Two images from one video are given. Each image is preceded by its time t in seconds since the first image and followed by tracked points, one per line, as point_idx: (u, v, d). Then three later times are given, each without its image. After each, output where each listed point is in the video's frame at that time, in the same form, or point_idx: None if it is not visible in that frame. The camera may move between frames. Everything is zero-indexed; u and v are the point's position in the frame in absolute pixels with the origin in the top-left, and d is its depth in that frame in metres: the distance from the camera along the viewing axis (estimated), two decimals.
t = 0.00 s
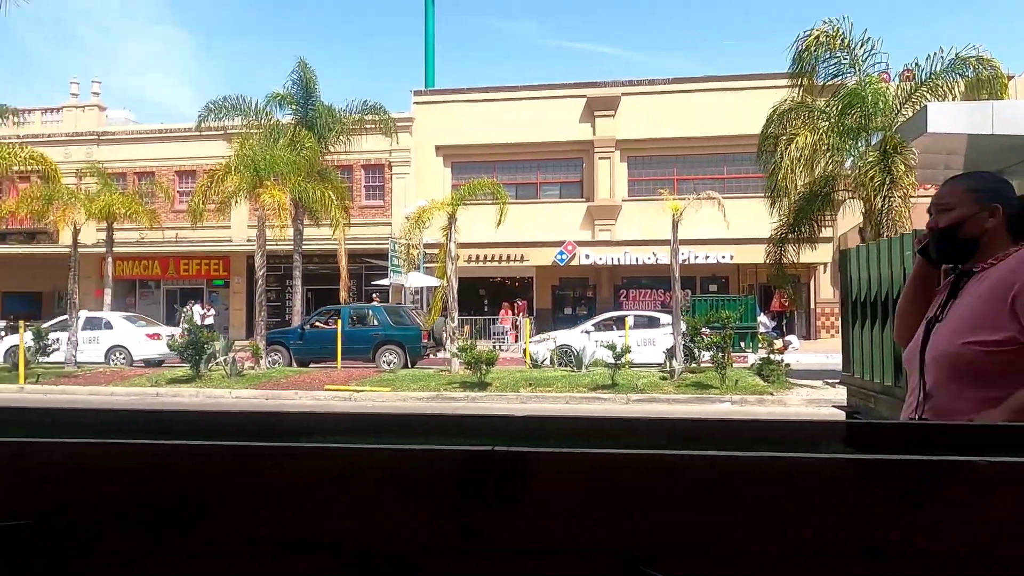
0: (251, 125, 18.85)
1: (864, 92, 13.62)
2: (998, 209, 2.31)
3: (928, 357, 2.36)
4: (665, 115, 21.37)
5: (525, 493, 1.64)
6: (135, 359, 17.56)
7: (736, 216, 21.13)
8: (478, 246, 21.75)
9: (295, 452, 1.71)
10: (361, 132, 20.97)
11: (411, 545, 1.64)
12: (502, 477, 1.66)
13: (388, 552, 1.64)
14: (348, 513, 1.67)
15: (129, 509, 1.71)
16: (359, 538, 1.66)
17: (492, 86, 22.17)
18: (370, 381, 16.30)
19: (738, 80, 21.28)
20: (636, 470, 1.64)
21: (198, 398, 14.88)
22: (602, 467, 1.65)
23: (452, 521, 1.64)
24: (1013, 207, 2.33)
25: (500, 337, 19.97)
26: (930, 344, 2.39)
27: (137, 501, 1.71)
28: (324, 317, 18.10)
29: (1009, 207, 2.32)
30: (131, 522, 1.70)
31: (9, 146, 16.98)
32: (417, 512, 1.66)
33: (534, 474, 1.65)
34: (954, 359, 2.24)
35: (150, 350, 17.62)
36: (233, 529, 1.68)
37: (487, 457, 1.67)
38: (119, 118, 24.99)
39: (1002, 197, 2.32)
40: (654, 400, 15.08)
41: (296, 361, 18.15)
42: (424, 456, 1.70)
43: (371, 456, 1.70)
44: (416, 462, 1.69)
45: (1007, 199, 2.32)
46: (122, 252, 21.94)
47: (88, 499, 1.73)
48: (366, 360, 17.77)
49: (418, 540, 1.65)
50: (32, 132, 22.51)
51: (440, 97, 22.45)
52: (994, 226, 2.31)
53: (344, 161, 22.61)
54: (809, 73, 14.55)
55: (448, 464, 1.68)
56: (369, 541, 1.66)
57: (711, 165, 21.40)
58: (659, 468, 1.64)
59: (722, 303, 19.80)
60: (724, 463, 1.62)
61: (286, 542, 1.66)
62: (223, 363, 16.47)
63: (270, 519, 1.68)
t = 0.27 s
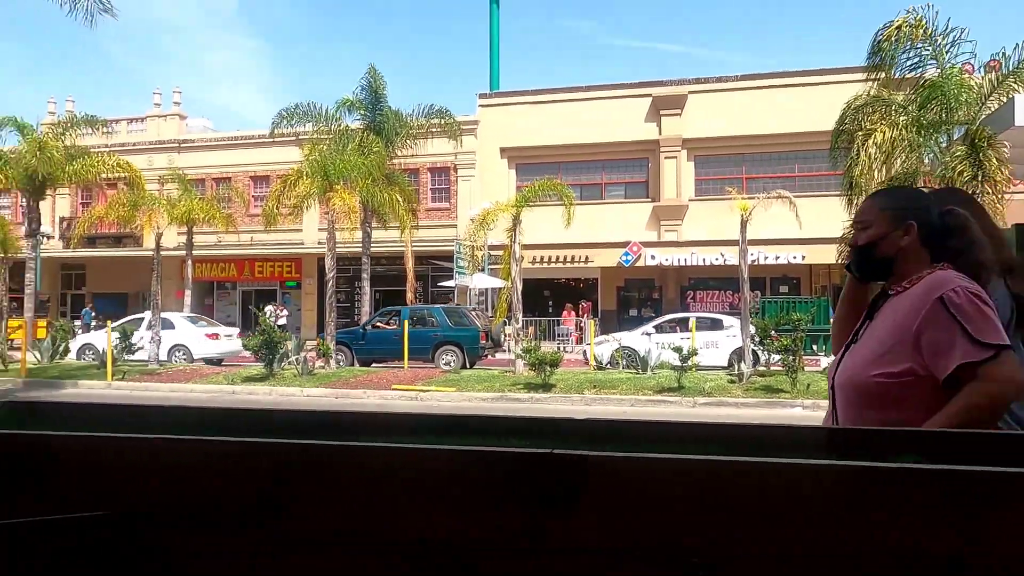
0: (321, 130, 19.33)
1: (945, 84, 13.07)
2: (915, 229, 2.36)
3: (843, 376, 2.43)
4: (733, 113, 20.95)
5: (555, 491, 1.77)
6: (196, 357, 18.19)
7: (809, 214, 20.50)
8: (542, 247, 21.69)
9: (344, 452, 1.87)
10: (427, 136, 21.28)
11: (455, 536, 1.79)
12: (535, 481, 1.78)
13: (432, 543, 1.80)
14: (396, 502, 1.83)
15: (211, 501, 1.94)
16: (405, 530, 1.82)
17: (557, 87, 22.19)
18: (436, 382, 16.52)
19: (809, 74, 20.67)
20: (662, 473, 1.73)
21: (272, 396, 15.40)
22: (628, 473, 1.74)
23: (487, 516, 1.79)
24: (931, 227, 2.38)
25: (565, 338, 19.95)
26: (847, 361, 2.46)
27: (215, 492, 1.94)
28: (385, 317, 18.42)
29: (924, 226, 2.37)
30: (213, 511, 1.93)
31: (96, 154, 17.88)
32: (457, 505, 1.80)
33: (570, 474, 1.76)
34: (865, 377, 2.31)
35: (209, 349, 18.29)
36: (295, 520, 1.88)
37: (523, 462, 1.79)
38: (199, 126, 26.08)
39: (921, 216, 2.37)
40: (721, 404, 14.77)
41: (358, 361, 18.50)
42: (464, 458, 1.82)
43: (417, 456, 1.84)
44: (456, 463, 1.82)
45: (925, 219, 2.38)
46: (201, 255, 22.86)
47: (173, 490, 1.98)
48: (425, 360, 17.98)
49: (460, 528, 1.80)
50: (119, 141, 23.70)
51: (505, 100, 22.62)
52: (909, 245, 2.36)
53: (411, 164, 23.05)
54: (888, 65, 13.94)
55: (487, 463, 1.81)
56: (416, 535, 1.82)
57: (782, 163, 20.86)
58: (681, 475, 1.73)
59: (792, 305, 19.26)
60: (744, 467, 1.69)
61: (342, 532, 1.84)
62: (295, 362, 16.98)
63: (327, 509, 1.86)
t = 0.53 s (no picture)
0: (391, 135, 19.72)
1: None
2: (831, 227, 2.31)
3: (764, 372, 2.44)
4: (805, 110, 20.37)
5: (578, 497, 1.45)
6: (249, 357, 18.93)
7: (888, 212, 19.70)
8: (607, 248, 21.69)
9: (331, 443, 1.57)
10: (493, 139, 21.46)
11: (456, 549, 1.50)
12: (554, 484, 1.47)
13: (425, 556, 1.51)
14: (388, 506, 1.54)
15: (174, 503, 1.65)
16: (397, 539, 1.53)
17: (622, 88, 22.00)
18: (502, 383, 16.55)
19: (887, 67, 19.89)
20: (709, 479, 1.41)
21: (342, 395, 15.72)
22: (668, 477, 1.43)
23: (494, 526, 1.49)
24: (853, 226, 2.33)
25: (631, 340, 19.74)
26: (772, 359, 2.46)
27: (180, 490, 1.66)
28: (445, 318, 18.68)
29: (843, 225, 2.32)
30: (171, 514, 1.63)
31: (179, 162, 18.72)
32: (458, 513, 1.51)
33: (597, 479, 1.45)
34: (768, 370, 2.32)
35: (261, 348, 18.98)
36: (272, 526, 1.59)
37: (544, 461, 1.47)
38: (273, 134, 27.01)
39: (841, 214, 2.32)
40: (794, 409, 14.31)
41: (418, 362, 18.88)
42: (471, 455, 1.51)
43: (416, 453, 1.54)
44: (460, 461, 1.52)
45: (848, 218, 2.32)
46: (277, 258, 23.67)
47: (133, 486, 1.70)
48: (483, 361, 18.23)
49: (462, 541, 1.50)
50: (200, 149, 24.77)
51: (569, 101, 22.54)
52: (825, 245, 2.32)
53: (477, 167, 23.39)
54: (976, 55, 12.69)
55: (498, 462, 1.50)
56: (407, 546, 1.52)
57: (858, 159, 20.12)
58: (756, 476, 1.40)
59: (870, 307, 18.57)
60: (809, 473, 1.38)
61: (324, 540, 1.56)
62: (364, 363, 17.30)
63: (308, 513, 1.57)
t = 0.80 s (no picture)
0: (451, 138, 19.89)
1: None
2: (762, 237, 2.49)
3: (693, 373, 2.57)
4: (876, 104, 19.71)
5: (662, 501, 1.43)
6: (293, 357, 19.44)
7: (965, 210, 18.92)
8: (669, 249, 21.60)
9: (413, 444, 1.58)
10: (554, 140, 21.48)
11: (533, 550, 1.51)
12: (642, 487, 1.44)
13: (504, 555, 1.53)
14: (470, 508, 1.54)
15: (255, 497, 1.70)
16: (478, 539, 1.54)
17: (684, 85, 21.69)
18: (563, 385, 16.50)
19: (963, 58, 19.13)
20: (803, 487, 1.36)
21: (405, 396, 15.95)
22: (761, 482, 1.38)
23: (574, 530, 1.48)
24: (782, 235, 2.49)
25: (694, 342, 19.44)
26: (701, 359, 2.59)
27: (263, 485, 1.70)
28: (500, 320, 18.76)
29: (771, 234, 2.49)
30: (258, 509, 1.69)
31: (249, 168, 19.33)
32: (541, 515, 1.50)
33: (684, 483, 1.42)
34: (697, 368, 2.46)
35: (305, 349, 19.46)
36: (346, 525, 1.63)
37: (630, 465, 1.44)
38: (338, 139, 27.66)
39: (769, 226, 2.49)
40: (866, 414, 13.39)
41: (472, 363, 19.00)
42: (557, 455, 1.49)
43: (498, 454, 1.53)
44: (542, 463, 1.50)
45: (776, 229, 2.50)
46: (342, 260, 24.21)
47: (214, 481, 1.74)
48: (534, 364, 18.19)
49: (544, 543, 1.50)
50: (270, 156, 25.53)
51: (630, 100, 22.39)
52: (756, 253, 2.49)
53: (538, 169, 23.64)
54: None
55: (584, 465, 1.47)
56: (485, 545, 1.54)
57: (933, 155, 19.40)
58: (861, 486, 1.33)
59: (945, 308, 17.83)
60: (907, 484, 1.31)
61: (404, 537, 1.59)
62: (426, 364, 17.53)
63: (390, 513, 1.59)
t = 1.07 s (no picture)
0: (506, 140, 20.00)
1: None
2: (696, 247, 2.60)
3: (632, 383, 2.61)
4: (946, 98, 18.99)
5: (725, 504, 1.40)
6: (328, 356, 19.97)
7: None
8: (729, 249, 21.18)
9: (471, 444, 1.57)
10: (610, 141, 21.38)
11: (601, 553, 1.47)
12: (700, 491, 1.42)
13: (572, 557, 1.48)
14: (531, 509, 1.52)
15: (321, 495, 1.68)
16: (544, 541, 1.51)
17: (743, 83, 21.32)
18: (620, 387, 16.34)
19: None
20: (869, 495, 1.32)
21: (462, 396, 16.06)
22: (818, 491, 1.34)
23: (637, 532, 1.45)
24: (715, 245, 2.62)
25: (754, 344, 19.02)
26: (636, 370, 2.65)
27: (327, 483, 1.68)
28: (548, 322, 19.03)
29: (705, 244, 2.61)
30: (323, 507, 1.67)
31: (311, 173, 19.81)
32: (603, 518, 1.47)
33: (743, 489, 1.39)
34: (637, 377, 2.53)
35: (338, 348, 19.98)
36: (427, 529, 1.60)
37: (689, 471, 1.42)
38: (395, 143, 28.09)
39: (702, 236, 2.61)
40: (935, 419, 12.64)
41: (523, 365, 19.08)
42: (611, 460, 1.47)
43: (557, 456, 1.51)
44: (602, 466, 1.48)
45: (709, 239, 2.62)
46: (400, 263, 24.57)
47: (282, 478, 1.73)
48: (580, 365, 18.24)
49: (606, 549, 1.46)
50: (330, 161, 26.09)
51: (687, 99, 22.12)
52: (691, 263, 2.61)
53: (594, 169, 23.61)
54: None
55: (640, 470, 1.45)
56: (551, 548, 1.50)
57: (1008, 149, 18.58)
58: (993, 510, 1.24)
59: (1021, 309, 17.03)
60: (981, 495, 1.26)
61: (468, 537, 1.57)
62: (483, 364, 17.63)
63: (450, 513, 1.58)
